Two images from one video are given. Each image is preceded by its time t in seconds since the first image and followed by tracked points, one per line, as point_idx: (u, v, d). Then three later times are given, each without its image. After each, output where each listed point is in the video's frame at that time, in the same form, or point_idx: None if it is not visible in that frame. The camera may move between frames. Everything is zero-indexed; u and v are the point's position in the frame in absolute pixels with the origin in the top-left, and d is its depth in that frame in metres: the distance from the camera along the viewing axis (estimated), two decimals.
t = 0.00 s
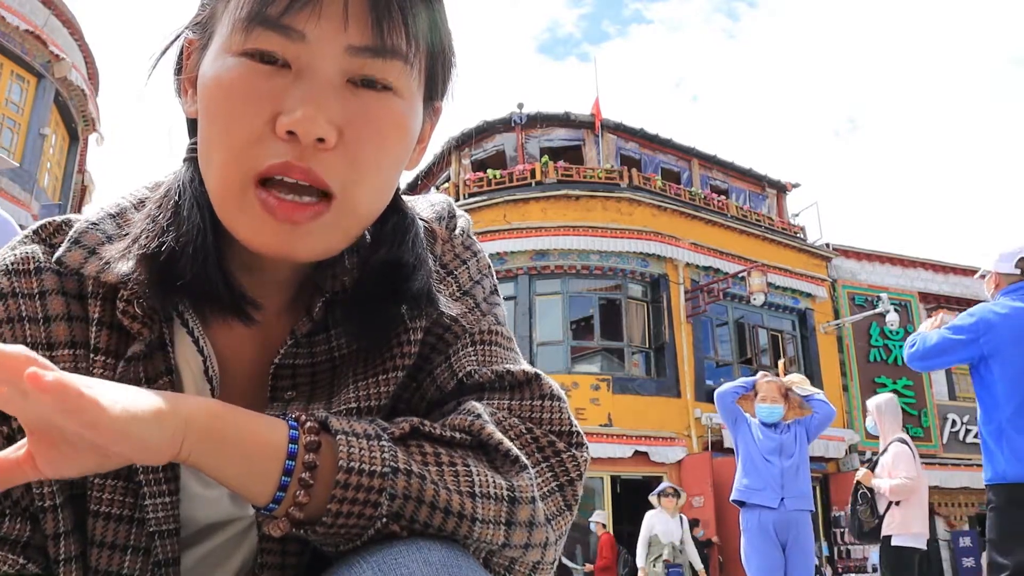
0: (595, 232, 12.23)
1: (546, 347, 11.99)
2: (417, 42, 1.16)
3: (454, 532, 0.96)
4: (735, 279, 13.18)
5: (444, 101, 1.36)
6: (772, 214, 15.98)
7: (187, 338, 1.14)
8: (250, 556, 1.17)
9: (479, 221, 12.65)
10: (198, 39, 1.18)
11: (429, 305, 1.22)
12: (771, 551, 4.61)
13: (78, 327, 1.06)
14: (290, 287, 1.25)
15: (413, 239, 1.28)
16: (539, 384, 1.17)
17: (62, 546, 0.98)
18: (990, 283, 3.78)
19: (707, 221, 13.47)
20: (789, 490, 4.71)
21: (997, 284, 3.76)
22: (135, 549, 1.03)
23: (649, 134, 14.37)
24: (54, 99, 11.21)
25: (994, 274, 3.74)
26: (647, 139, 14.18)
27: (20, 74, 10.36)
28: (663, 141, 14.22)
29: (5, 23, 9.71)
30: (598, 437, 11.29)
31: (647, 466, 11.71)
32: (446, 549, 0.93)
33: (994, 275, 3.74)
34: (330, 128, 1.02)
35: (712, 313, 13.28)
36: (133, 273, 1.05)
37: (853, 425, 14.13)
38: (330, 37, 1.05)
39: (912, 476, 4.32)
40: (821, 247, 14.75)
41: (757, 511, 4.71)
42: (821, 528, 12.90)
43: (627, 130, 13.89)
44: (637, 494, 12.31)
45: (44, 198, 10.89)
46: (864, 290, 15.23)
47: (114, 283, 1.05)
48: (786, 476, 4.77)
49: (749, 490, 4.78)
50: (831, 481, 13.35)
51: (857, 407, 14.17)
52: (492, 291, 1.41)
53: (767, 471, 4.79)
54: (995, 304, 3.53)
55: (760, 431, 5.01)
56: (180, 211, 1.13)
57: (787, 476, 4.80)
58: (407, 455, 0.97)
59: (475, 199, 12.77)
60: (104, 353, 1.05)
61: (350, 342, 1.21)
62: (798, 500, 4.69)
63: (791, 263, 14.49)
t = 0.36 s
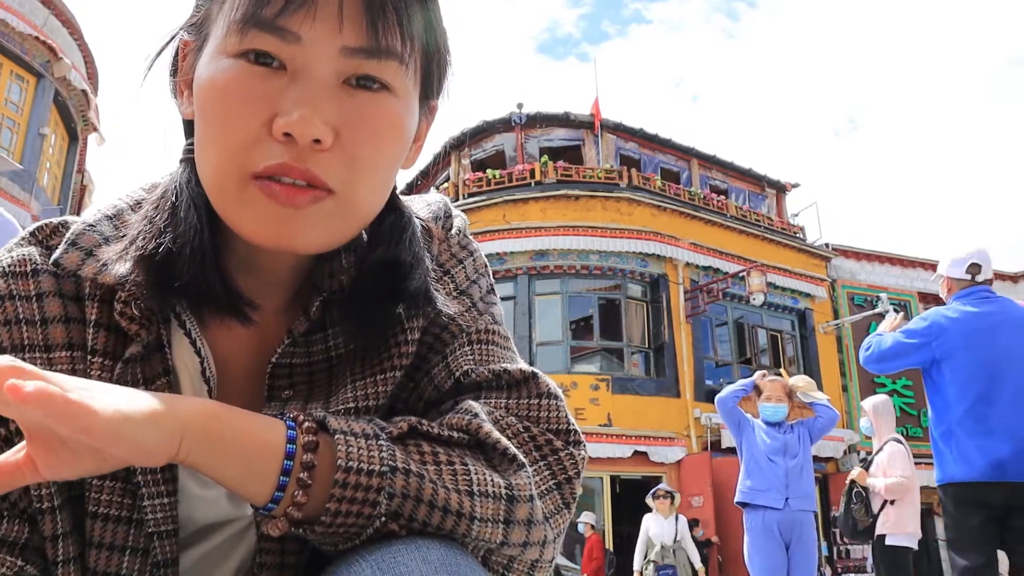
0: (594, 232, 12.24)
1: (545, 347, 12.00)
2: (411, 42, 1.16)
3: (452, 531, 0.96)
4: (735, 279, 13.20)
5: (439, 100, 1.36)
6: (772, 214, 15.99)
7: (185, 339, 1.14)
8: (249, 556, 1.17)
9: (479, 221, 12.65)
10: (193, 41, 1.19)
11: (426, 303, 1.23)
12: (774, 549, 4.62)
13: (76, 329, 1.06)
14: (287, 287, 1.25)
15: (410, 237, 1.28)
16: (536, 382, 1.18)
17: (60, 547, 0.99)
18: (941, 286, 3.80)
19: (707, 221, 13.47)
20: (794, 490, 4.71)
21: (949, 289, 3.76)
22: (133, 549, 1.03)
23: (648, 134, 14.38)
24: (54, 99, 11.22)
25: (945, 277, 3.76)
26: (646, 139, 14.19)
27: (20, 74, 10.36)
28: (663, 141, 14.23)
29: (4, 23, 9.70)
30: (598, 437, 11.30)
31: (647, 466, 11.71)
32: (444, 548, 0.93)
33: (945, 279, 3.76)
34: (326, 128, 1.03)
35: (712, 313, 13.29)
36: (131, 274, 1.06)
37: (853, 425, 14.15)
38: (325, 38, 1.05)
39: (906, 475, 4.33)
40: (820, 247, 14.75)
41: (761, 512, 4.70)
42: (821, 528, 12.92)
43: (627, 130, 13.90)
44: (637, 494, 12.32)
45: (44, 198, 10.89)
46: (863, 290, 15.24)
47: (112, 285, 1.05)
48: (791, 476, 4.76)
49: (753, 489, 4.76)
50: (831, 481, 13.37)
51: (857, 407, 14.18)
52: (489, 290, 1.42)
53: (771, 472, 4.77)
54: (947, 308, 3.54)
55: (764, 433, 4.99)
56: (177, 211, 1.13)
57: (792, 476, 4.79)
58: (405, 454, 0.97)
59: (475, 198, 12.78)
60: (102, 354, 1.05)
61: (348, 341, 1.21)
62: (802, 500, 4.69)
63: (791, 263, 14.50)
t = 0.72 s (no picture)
0: (595, 232, 12.25)
1: (545, 347, 12.00)
2: (410, 41, 1.16)
3: (452, 531, 0.96)
4: (735, 279, 13.21)
5: (439, 99, 1.36)
6: (772, 214, 15.99)
7: (186, 337, 1.14)
8: (249, 556, 1.17)
9: (479, 221, 12.65)
10: (192, 41, 1.19)
11: (428, 301, 1.23)
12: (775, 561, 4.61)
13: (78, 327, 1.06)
14: (287, 287, 1.25)
15: (411, 236, 1.28)
16: (536, 380, 1.18)
17: (61, 548, 0.99)
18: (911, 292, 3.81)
19: (707, 221, 13.47)
20: (795, 502, 4.69)
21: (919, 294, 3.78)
22: (134, 550, 1.03)
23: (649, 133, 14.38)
24: (53, 99, 11.23)
25: (914, 282, 3.77)
26: (647, 139, 14.19)
27: (19, 74, 10.36)
28: (663, 141, 14.24)
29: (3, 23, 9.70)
30: (598, 437, 11.31)
31: (647, 466, 11.72)
32: (444, 549, 0.93)
33: (914, 284, 3.77)
34: (325, 127, 1.03)
35: (712, 313, 13.29)
36: (132, 274, 1.06)
37: (853, 425, 14.16)
38: (324, 37, 1.05)
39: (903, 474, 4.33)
40: (820, 247, 14.75)
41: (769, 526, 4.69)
42: (820, 527, 12.94)
43: (627, 130, 13.91)
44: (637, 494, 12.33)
45: (44, 198, 10.91)
46: (863, 290, 15.25)
47: (113, 285, 1.06)
48: (792, 487, 4.75)
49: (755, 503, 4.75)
50: (831, 481, 13.39)
51: (857, 407, 14.20)
52: (489, 289, 1.42)
53: (772, 484, 4.76)
54: (915, 311, 3.56)
55: (763, 443, 4.97)
56: (178, 210, 1.13)
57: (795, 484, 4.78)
58: (406, 451, 0.98)
59: (475, 198, 12.78)
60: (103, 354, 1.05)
61: (348, 340, 1.22)
62: (804, 512, 4.67)
63: (791, 263, 14.50)
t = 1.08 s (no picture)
0: (595, 232, 12.25)
1: (545, 347, 12.00)
2: (409, 37, 1.16)
3: (450, 532, 0.96)
4: (735, 279, 13.21)
5: (437, 96, 1.36)
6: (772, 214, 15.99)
7: (185, 337, 1.14)
8: (250, 553, 1.18)
9: (479, 221, 12.65)
10: (191, 39, 1.19)
11: (425, 298, 1.23)
12: (763, 559, 4.62)
13: (77, 328, 1.07)
14: (287, 284, 1.25)
15: (409, 234, 1.29)
16: (535, 369, 1.18)
17: (62, 547, 0.99)
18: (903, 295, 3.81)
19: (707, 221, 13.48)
20: (785, 507, 4.68)
21: (910, 297, 3.79)
22: (135, 549, 1.03)
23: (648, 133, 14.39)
24: (53, 99, 11.24)
25: (907, 285, 3.78)
26: (647, 139, 14.19)
27: (19, 74, 10.36)
28: (663, 141, 14.24)
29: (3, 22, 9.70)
30: (598, 437, 11.31)
31: (647, 466, 11.72)
32: (443, 549, 0.94)
33: (905, 286, 3.78)
34: (325, 122, 1.03)
35: (712, 313, 13.30)
36: (132, 273, 1.06)
37: (853, 425, 14.16)
38: (323, 32, 1.06)
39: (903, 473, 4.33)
40: (820, 247, 14.76)
41: (758, 530, 4.69)
42: (820, 528, 12.94)
43: (627, 130, 13.91)
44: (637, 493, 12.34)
45: (44, 198, 10.91)
46: (863, 290, 15.25)
47: (113, 284, 1.05)
48: (782, 491, 4.75)
49: (745, 505, 4.75)
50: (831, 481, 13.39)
51: (857, 406, 14.20)
52: (487, 283, 1.42)
53: (763, 488, 4.75)
54: (906, 314, 3.55)
55: (755, 447, 4.96)
56: (177, 209, 1.14)
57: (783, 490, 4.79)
58: (399, 459, 0.97)
59: (475, 198, 12.78)
60: (103, 353, 1.05)
61: (347, 339, 1.22)
62: (793, 517, 4.67)
63: (791, 263, 14.51)
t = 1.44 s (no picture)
0: (595, 232, 12.25)
1: (545, 347, 12.00)
2: (410, 38, 1.16)
3: (451, 533, 0.96)
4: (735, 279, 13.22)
5: (438, 97, 1.36)
6: (772, 214, 16.00)
7: (186, 338, 1.14)
8: (250, 554, 1.18)
9: (479, 221, 12.65)
10: (191, 40, 1.19)
11: (425, 299, 1.23)
12: (758, 560, 4.66)
13: (77, 328, 1.07)
14: (287, 286, 1.25)
15: (409, 235, 1.29)
16: (535, 371, 1.18)
17: (62, 548, 0.99)
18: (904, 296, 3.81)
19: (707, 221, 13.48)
20: (781, 509, 4.66)
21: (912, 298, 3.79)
22: (135, 549, 1.03)
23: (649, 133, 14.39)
24: (54, 99, 11.23)
25: (907, 286, 3.78)
26: (647, 138, 14.19)
27: (19, 74, 10.35)
28: (663, 141, 14.24)
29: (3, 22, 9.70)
30: (598, 437, 11.31)
31: (647, 466, 11.71)
32: (443, 550, 0.94)
33: (906, 287, 3.79)
34: (325, 124, 1.03)
35: (712, 313, 13.30)
36: (131, 274, 1.06)
37: (853, 425, 14.17)
38: (324, 34, 1.05)
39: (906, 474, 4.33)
40: (820, 247, 14.77)
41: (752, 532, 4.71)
42: (821, 527, 12.94)
43: (627, 130, 13.91)
44: (637, 493, 12.34)
45: (44, 198, 10.92)
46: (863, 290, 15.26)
47: (113, 285, 1.05)
48: (779, 493, 4.73)
49: (744, 506, 4.77)
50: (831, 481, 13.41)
51: (857, 406, 14.21)
52: (488, 283, 1.42)
53: (762, 490, 4.74)
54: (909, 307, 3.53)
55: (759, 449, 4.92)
56: (177, 210, 1.14)
57: (781, 493, 4.77)
58: (400, 459, 0.97)
59: (475, 198, 12.78)
60: (104, 353, 1.05)
61: (347, 339, 1.21)
62: (789, 518, 4.64)
63: (791, 262, 14.51)
